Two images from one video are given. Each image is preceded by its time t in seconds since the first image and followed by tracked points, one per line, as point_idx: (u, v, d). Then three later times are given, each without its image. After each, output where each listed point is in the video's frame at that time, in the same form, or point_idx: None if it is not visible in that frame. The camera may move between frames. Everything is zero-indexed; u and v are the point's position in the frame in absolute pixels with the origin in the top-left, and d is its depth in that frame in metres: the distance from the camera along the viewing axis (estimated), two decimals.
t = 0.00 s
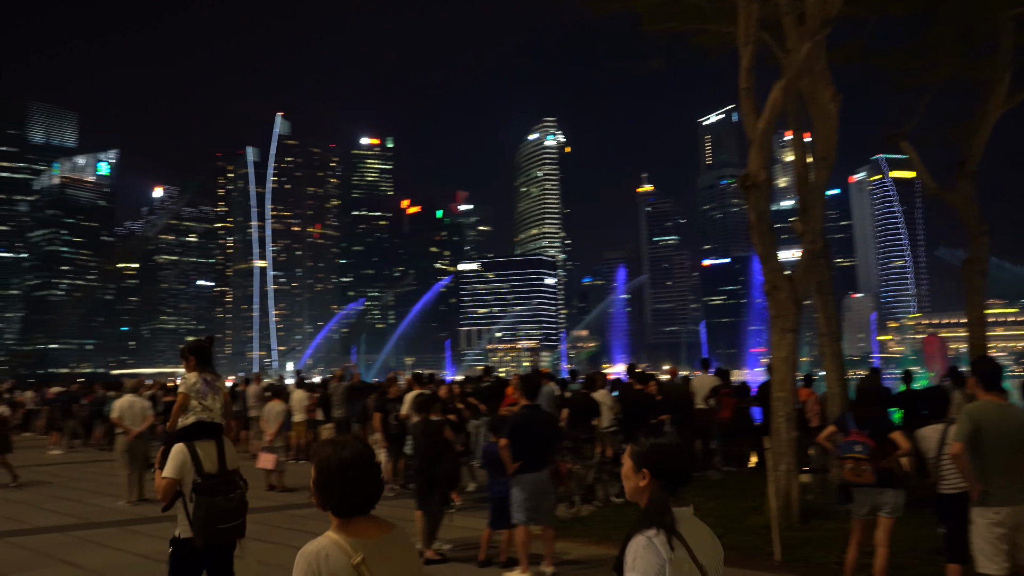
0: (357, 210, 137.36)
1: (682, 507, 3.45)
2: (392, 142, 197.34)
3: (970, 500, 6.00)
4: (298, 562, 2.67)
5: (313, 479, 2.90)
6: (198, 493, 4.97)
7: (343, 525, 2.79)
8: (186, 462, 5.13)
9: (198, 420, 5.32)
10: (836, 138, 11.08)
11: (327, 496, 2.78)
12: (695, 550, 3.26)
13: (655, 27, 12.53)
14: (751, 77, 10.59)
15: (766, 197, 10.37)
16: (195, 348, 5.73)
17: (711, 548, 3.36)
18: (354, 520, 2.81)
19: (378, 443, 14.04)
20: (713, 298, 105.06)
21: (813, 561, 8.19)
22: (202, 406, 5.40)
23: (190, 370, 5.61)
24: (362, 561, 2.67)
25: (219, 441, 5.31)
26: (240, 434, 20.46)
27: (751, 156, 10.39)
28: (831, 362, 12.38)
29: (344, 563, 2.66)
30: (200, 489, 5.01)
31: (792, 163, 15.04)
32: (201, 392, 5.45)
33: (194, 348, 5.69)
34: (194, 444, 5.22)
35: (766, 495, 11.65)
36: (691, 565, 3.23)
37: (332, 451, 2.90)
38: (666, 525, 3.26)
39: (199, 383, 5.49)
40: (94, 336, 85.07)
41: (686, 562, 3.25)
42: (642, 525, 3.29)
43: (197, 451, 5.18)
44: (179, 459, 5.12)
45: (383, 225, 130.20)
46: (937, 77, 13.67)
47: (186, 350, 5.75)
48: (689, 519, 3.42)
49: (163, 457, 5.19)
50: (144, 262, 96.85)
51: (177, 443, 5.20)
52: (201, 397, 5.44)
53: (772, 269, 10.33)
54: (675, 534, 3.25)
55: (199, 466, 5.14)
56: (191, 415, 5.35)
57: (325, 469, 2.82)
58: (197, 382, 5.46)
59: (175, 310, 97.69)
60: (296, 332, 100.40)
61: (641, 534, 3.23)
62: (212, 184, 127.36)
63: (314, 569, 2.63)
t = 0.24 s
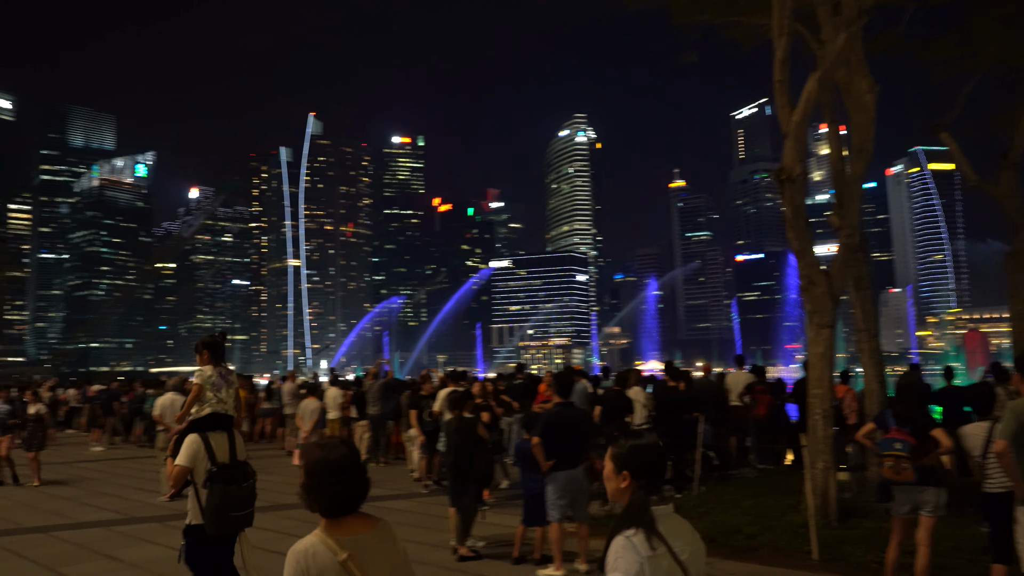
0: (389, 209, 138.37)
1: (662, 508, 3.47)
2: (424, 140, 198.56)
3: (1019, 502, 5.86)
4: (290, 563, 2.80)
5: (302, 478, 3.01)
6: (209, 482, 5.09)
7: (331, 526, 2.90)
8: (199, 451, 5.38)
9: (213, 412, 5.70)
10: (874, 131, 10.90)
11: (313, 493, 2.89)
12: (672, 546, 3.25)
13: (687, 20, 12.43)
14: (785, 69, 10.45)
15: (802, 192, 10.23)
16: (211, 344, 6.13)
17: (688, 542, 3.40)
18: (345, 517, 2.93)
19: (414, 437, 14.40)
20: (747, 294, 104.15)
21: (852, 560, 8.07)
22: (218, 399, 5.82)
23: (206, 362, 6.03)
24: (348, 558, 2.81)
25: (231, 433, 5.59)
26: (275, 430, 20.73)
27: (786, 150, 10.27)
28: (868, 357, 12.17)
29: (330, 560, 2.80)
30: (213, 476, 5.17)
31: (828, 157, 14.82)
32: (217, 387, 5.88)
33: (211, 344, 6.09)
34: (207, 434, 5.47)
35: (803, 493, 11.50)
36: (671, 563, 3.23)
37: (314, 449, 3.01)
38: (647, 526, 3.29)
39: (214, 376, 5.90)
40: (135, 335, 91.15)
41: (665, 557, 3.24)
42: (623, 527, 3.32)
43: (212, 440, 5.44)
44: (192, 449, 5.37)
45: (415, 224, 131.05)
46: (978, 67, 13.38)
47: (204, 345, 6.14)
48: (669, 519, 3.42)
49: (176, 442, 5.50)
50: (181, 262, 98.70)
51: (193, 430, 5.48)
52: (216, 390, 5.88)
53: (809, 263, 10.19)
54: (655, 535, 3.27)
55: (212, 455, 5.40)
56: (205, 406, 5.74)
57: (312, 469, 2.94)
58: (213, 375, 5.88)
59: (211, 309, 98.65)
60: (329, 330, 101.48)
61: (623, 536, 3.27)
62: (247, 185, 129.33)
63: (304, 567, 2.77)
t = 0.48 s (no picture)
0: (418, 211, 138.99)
1: (638, 504, 3.35)
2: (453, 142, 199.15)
3: None
4: (285, 553, 3.05)
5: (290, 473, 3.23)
6: (227, 480, 5.18)
7: (321, 515, 3.17)
8: (216, 452, 5.50)
9: (226, 415, 5.76)
10: (909, 127, 10.68)
11: (298, 486, 3.13)
12: (646, 540, 3.20)
13: (717, 18, 12.31)
14: (818, 66, 10.30)
15: (836, 189, 10.05)
16: (223, 350, 6.19)
17: (667, 536, 3.30)
18: (335, 506, 3.19)
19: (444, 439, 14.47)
20: (779, 295, 102.79)
21: (891, 565, 7.92)
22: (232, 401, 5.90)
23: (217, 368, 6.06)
24: (337, 546, 3.06)
25: (245, 437, 5.71)
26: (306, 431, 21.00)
27: (819, 148, 10.12)
28: (905, 358, 11.93)
29: (320, 547, 3.05)
30: (231, 478, 5.16)
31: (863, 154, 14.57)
32: (230, 389, 5.96)
33: (223, 349, 6.14)
34: (222, 436, 5.59)
35: (838, 496, 11.32)
36: (645, 561, 3.18)
37: (303, 444, 3.27)
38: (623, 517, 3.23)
39: (229, 381, 5.96)
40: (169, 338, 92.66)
41: (640, 553, 3.20)
42: (596, 520, 3.27)
43: (225, 442, 5.55)
44: (210, 449, 5.49)
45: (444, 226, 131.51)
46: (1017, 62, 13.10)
47: (217, 351, 6.18)
48: (644, 513, 3.34)
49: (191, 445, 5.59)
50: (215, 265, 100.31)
51: (209, 433, 5.59)
52: (231, 395, 5.95)
53: (842, 263, 10.05)
54: (628, 528, 3.21)
55: (226, 456, 5.49)
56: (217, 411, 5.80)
57: (298, 463, 3.17)
58: (228, 380, 5.94)
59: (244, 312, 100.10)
60: (359, 332, 102.31)
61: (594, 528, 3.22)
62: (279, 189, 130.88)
63: (300, 556, 3.03)
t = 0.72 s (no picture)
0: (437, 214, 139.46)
1: (613, 495, 3.49)
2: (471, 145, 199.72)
3: None
4: (285, 549, 3.13)
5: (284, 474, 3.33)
6: (236, 483, 5.25)
7: (319, 511, 3.25)
8: (222, 455, 5.46)
9: (229, 420, 5.70)
10: (933, 124, 10.56)
11: (296, 486, 3.22)
12: (620, 533, 3.31)
13: (736, 17, 12.23)
14: (839, 65, 10.22)
15: (859, 189, 9.95)
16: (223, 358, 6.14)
17: (641, 525, 3.46)
18: (331, 505, 3.28)
19: (464, 440, 14.47)
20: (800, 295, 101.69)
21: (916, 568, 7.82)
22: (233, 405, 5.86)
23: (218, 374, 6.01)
24: (337, 538, 3.15)
25: (249, 441, 5.67)
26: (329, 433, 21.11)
27: (841, 146, 10.05)
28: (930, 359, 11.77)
29: (320, 542, 3.13)
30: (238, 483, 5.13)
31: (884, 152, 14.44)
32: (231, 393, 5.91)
33: (225, 355, 6.09)
34: (228, 440, 5.56)
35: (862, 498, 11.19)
36: (621, 552, 3.30)
37: (298, 446, 3.37)
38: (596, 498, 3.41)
39: (230, 389, 5.92)
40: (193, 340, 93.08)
41: (616, 545, 3.32)
42: (573, 516, 3.39)
43: (230, 446, 5.51)
44: (215, 453, 5.44)
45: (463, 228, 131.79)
46: None
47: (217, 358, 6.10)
48: (622, 506, 3.49)
49: (199, 450, 5.54)
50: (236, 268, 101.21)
51: (213, 437, 5.56)
52: (231, 400, 5.85)
53: (865, 263, 9.96)
54: (603, 522, 3.34)
55: (232, 462, 5.46)
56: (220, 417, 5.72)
57: (296, 463, 3.26)
58: (229, 389, 5.86)
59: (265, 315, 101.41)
60: (379, 334, 102.82)
61: (572, 523, 3.35)
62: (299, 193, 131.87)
63: (298, 546, 3.11)
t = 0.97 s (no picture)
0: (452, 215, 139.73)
1: (595, 502, 3.59)
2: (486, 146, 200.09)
3: None
4: (278, 543, 3.17)
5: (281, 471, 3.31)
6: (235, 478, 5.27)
7: (311, 511, 3.26)
8: (222, 452, 5.61)
9: (227, 418, 5.86)
10: (952, 121, 10.49)
11: (292, 488, 3.22)
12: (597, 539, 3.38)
13: (752, 16, 12.19)
14: (856, 63, 10.16)
15: (876, 187, 9.88)
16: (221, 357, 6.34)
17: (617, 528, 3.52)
18: (325, 505, 3.30)
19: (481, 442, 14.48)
20: (817, 294, 100.93)
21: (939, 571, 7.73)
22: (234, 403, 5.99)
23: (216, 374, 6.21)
24: (327, 537, 3.18)
25: (248, 438, 5.81)
26: (345, 434, 21.23)
27: (858, 145, 10.00)
28: (951, 360, 11.65)
29: (310, 539, 3.16)
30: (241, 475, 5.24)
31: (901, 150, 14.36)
32: (231, 392, 6.05)
33: (223, 355, 6.31)
34: (230, 439, 5.69)
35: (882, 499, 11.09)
36: (598, 557, 3.36)
37: (293, 450, 3.35)
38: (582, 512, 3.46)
39: (227, 386, 6.05)
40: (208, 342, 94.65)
41: (590, 547, 3.38)
42: (553, 517, 3.47)
43: (230, 444, 5.67)
44: (217, 450, 5.60)
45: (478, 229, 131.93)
46: None
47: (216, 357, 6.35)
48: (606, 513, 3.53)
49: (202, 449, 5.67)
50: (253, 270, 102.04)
51: (213, 437, 5.68)
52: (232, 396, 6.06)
53: (883, 262, 9.89)
54: (580, 523, 3.40)
55: (231, 459, 5.60)
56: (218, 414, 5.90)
57: (292, 465, 3.25)
58: (225, 386, 6.01)
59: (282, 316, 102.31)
60: (395, 335, 103.26)
61: (551, 523, 3.43)
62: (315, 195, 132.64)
63: (291, 543, 3.15)
